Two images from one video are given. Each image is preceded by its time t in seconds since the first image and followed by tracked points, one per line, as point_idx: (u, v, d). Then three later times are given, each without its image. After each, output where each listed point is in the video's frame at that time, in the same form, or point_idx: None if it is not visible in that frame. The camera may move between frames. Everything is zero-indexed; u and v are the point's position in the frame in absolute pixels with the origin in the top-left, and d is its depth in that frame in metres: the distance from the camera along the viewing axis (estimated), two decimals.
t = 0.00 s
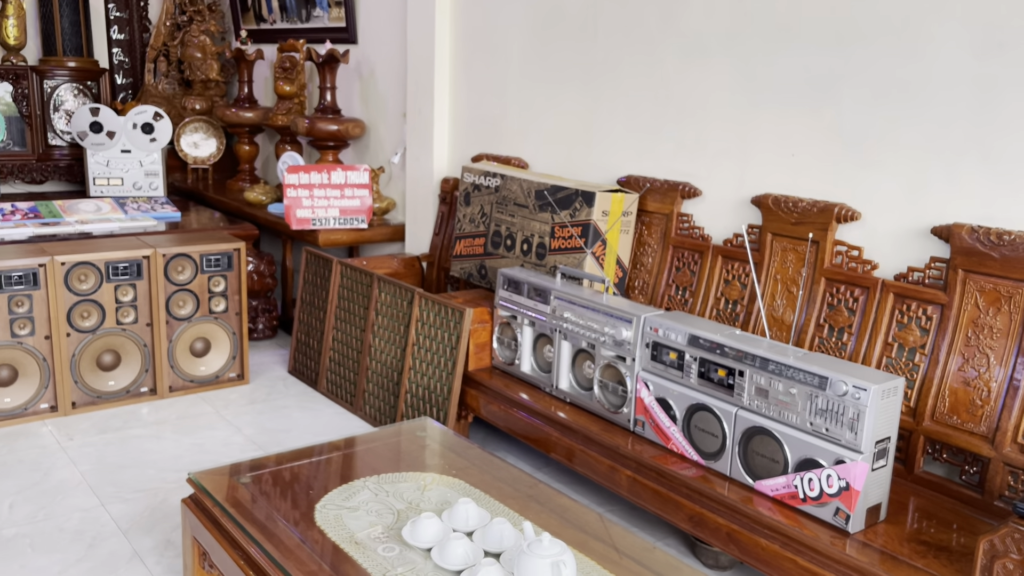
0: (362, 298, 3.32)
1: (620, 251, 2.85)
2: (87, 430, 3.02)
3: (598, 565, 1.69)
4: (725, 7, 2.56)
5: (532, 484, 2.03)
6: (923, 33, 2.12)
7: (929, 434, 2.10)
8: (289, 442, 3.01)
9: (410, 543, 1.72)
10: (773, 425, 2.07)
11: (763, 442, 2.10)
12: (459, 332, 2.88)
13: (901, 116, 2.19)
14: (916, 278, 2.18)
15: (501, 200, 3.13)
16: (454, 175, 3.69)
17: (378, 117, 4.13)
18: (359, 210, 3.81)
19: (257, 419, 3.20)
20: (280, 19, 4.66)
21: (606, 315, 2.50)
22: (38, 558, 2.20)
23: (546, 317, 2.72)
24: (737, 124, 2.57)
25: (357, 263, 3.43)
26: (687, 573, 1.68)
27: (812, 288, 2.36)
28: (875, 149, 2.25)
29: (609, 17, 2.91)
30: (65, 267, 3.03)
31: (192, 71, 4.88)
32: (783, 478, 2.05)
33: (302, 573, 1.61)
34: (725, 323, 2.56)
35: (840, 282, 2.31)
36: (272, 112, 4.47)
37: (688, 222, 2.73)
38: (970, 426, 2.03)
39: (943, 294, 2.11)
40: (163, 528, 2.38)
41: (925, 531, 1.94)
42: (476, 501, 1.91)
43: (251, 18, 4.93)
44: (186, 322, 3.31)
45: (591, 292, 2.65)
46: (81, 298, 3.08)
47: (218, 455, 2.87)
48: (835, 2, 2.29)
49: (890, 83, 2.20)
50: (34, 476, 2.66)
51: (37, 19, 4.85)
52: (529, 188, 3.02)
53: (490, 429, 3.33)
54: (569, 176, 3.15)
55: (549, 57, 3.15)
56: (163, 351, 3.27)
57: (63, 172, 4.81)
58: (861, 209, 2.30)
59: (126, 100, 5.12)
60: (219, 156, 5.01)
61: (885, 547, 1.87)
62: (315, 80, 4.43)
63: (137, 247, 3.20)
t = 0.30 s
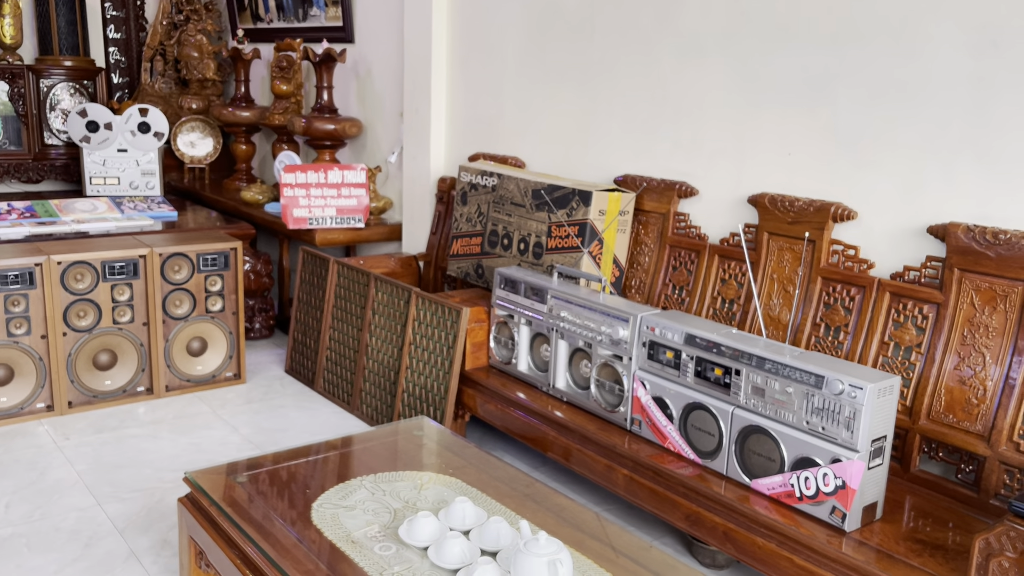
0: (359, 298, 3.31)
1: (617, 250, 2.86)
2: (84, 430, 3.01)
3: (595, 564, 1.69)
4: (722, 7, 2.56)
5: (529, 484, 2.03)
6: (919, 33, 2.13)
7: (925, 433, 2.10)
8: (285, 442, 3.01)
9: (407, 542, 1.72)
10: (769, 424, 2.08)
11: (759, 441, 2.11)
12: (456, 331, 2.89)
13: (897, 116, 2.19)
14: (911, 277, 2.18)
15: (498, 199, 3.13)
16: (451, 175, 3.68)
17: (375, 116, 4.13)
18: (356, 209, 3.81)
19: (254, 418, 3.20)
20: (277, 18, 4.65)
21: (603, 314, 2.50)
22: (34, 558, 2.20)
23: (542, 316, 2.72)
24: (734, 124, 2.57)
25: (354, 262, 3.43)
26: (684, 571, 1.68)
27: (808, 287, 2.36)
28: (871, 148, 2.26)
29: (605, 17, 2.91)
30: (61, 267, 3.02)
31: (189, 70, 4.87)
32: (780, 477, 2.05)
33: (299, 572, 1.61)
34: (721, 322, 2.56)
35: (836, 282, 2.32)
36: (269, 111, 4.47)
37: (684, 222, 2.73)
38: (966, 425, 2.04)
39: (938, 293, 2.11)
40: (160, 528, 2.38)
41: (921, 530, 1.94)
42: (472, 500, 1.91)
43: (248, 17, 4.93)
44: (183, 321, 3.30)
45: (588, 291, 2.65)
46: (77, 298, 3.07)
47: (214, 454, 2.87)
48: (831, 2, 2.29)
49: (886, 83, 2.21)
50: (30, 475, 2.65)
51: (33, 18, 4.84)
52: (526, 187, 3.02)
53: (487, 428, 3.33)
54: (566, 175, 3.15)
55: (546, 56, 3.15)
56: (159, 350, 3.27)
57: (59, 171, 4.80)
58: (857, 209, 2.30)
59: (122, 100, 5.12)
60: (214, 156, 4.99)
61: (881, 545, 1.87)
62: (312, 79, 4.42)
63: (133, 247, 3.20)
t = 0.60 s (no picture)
0: (357, 298, 3.31)
1: (615, 250, 2.85)
2: (81, 430, 3.01)
3: (593, 565, 1.69)
4: (720, 7, 2.56)
5: (527, 484, 2.03)
6: (918, 34, 2.13)
7: (923, 434, 2.10)
8: (284, 442, 3.00)
9: (405, 542, 1.72)
10: (768, 424, 2.08)
11: (758, 442, 2.11)
12: (454, 331, 2.88)
13: (896, 117, 2.19)
14: (909, 277, 2.18)
15: (496, 200, 3.13)
16: (450, 175, 3.68)
17: (373, 116, 4.12)
18: (354, 209, 3.81)
19: (252, 418, 3.20)
20: (275, 18, 4.65)
21: (601, 315, 2.50)
22: (32, 558, 2.20)
23: (541, 316, 2.72)
24: (732, 125, 2.57)
25: (352, 262, 3.43)
26: (682, 571, 1.68)
27: (807, 288, 2.36)
28: (870, 149, 2.26)
29: (604, 17, 2.91)
30: (59, 266, 3.02)
31: (187, 70, 4.87)
32: (778, 477, 2.05)
33: (297, 573, 1.61)
34: (719, 322, 2.56)
35: (834, 282, 2.31)
36: (267, 111, 4.47)
37: (683, 222, 2.73)
38: (964, 425, 2.04)
39: (937, 294, 2.11)
40: (158, 528, 2.38)
41: (920, 530, 1.94)
42: (470, 500, 1.91)
43: (246, 17, 4.92)
44: (181, 321, 3.30)
45: (586, 292, 2.65)
46: (75, 297, 3.06)
47: (212, 455, 2.87)
48: (830, 2, 2.29)
49: (885, 83, 2.21)
50: (28, 475, 2.65)
51: (31, 18, 4.83)
52: (525, 188, 3.02)
53: (485, 429, 3.33)
54: (564, 175, 3.15)
55: (544, 56, 3.15)
56: (157, 350, 3.26)
57: (57, 170, 4.79)
58: (856, 209, 2.30)
59: (120, 99, 5.11)
60: (213, 155, 4.97)
61: (879, 546, 1.87)
62: (310, 79, 4.42)
63: (131, 246, 3.19)
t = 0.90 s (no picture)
0: (356, 298, 3.31)
1: (614, 251, 2.85)
2: (79, 430, 3.01)
3: (591, 566, 1.69)
4: (719, 9, 2.56)
5: (526, 485, 2.03)
6: (917, 36, 2.13)
7: (921, 435, 2.10)
8: (282, 442, 3.00)
9: (403, 544, 1.72)
10: (766, 426, 2.08)
11: (756, 443, 2.11)
12: (452, 332, 2.88)
13: (895, 119, 2.19)
14: (908, 279, 2.18)
15: (494, 201, 3.13)
16: (448, 176, 3.68)
17: (372, 116, 4.12)
18: (353, 210, 3.81)
19: (250, 419, 3.19)
20: (274, 18, 4.64)
21: (600, 316, 2.50)
22: (28, 558, 2.19)
23: (539, 317, 2.72)
24: (731, 128, 2.57)
25: (350, 263, 3.43)
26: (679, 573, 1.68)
27: (805, 289, 2.37)
28: (868, 151, 2.26)
29: (603, 19, 2.91)
30: (56, 267, 3.01)
31: (185, 70, 4.87)
32: (776, 479, 2.05)
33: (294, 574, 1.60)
34: (718, 323, 2.56)
35: (833, 283, 2.32)
36: (266, 112, 4.46)
37: (681, 223, 2.73)
38: (962, 427, 2.04)
39: (935, 295, 2.11)
40: (155, 529, 2.37)
41: (917, 532, 1.94)
42: (468, 502, 1.91)
43: (245, 17, 4.92)
44: (179, 322, 3.29)
45: (584, 293, 2.65)
46: (73, 298, 3.06)
47: (210, 455, 2.86)
48: (829, 4, 2.29)
49: (884, 86, 2.21)
50: (25, 476, 2.64)
51: (29, 18, 4.83)
52: (523, 188, 3.02)
53: (483, 429, 3.33)
54: (563, 176, 3.15)
55: (543, 57, 3.15)
56: (155, 351, 3.26)
57: (55, 171, 4.79)
58: (854, 211, 2.30)
59: (118, 99, 5.11)
60: (211, 156, 4.91)
61: (877, 547, 1.87)
62: (309, 79, 4.42)
63: (129, 247, 3.19)
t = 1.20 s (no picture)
0: (358, 300, 3.31)
1: (616, 254, 2.85)
2: (81, 430, 3.01)
3: (592, 569, 1.69)
4: (721, 12, 2.56)
5: (527, 487, 2.03)
6: (919, 40, 2.13)
7: (923, 438, 2.10)
8: (284, 444, 3.01)
9: (404, 546, 1.72)
10: (767, 428, 2.08)
11: (757, 446, 2.10)
12: (454, 334, 2.88)
13: (897, 123, 2.19)
14: (910, 282, 2.18)
15: (496, 203, 3.13)
16: (450, 177, 3.68)
17: (374, 118, 4.13)
18: (355, 211, 3.81)
19: (251, 420, 3.19)
20: (277, 20, 4.65)
21: (601, 318, 2.50)
22: (30, 558, 2.20)
23: (541, 319, 2.72)
24: (733, 131, 2.57)
25: (353, 265, 3.43)
26: None
27: (807, 292, 2.36)
28: (870, 154, 2.26)
29: (605, 21, 2.91)
30: (59, 267, 3.02)
31: (188, 71, 4.87)
32: (778, 482, 2.05)
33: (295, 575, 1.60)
34: (719, 326, 2.56)
35: (835, 286, 2.31)
36: (269, 113, 4.47)
37: (683, 225, 2.73)
38: (963, 430, 2.04)
39: (937, 298, 2.11)
40: (156, 530, 2.38)
41: (919, 535, 1.94)
42: (470, 503, 1.91)
43: (248, 18, 4.93)
44: (181, 322, 3.30)
45: (586, 295, 2.65)
46: (75, 298, 3.06)
47: (211, 456, 2.87)
48: (831, 7, 2.29)
49: (886, 89, 2.21)
50: (27, 476, 2.65)
51: (33, 19, 4.84)
52: (525, 190, 3.02)
53: (485, 431, 3.33)
54: (565, 178, 3.15)
55: (546, 59, 3.15)
56: (157, 351, 3.26)
57: (58, 171, 4.79)
58: (857, 214, 2.30)
59: (121, 101, 5.11)
60: (214, 157, 4.99)
61: (879, 551, 1.87)
62: (311, 81, 4.42)
63: (131, 247, 3.19)
